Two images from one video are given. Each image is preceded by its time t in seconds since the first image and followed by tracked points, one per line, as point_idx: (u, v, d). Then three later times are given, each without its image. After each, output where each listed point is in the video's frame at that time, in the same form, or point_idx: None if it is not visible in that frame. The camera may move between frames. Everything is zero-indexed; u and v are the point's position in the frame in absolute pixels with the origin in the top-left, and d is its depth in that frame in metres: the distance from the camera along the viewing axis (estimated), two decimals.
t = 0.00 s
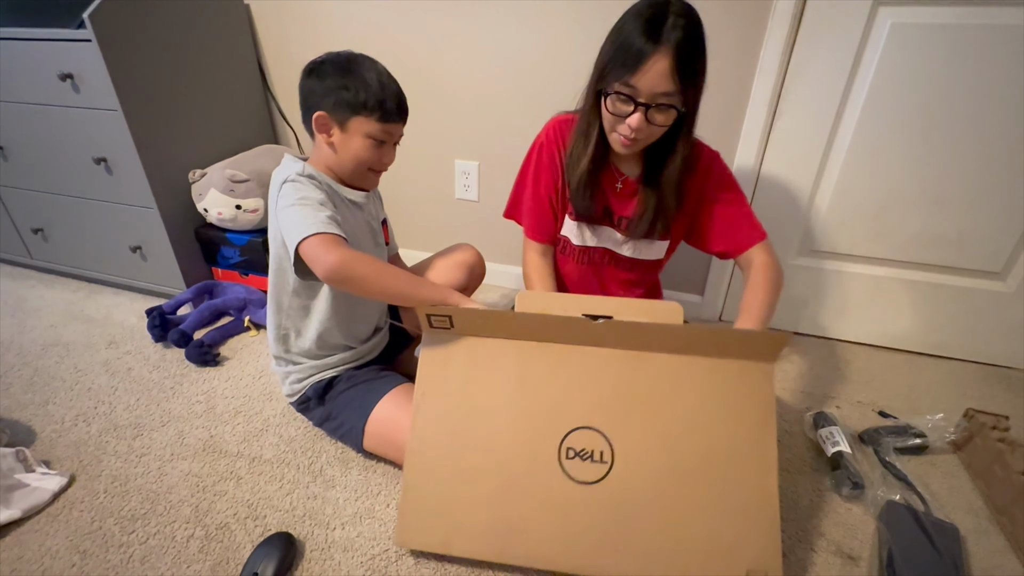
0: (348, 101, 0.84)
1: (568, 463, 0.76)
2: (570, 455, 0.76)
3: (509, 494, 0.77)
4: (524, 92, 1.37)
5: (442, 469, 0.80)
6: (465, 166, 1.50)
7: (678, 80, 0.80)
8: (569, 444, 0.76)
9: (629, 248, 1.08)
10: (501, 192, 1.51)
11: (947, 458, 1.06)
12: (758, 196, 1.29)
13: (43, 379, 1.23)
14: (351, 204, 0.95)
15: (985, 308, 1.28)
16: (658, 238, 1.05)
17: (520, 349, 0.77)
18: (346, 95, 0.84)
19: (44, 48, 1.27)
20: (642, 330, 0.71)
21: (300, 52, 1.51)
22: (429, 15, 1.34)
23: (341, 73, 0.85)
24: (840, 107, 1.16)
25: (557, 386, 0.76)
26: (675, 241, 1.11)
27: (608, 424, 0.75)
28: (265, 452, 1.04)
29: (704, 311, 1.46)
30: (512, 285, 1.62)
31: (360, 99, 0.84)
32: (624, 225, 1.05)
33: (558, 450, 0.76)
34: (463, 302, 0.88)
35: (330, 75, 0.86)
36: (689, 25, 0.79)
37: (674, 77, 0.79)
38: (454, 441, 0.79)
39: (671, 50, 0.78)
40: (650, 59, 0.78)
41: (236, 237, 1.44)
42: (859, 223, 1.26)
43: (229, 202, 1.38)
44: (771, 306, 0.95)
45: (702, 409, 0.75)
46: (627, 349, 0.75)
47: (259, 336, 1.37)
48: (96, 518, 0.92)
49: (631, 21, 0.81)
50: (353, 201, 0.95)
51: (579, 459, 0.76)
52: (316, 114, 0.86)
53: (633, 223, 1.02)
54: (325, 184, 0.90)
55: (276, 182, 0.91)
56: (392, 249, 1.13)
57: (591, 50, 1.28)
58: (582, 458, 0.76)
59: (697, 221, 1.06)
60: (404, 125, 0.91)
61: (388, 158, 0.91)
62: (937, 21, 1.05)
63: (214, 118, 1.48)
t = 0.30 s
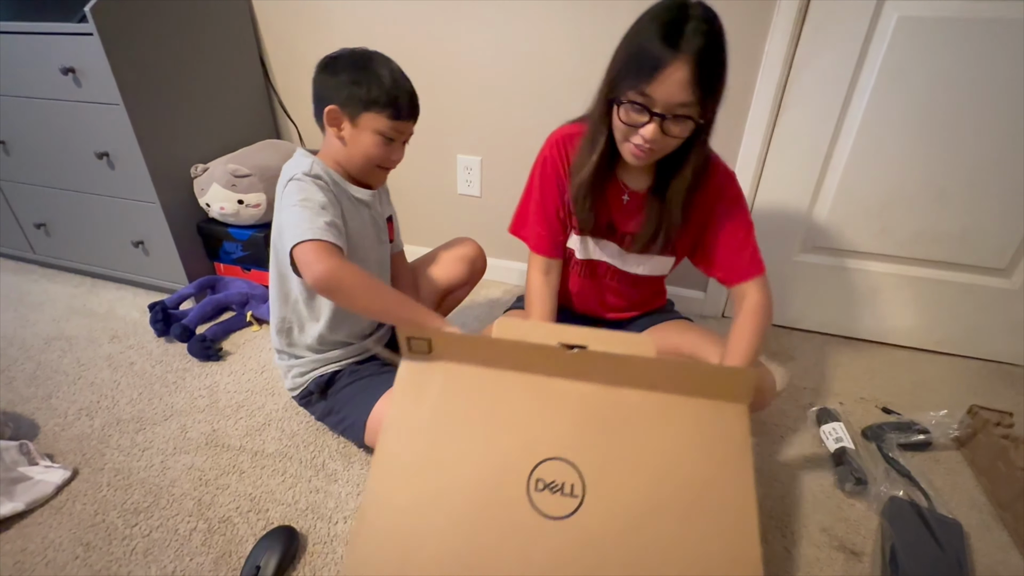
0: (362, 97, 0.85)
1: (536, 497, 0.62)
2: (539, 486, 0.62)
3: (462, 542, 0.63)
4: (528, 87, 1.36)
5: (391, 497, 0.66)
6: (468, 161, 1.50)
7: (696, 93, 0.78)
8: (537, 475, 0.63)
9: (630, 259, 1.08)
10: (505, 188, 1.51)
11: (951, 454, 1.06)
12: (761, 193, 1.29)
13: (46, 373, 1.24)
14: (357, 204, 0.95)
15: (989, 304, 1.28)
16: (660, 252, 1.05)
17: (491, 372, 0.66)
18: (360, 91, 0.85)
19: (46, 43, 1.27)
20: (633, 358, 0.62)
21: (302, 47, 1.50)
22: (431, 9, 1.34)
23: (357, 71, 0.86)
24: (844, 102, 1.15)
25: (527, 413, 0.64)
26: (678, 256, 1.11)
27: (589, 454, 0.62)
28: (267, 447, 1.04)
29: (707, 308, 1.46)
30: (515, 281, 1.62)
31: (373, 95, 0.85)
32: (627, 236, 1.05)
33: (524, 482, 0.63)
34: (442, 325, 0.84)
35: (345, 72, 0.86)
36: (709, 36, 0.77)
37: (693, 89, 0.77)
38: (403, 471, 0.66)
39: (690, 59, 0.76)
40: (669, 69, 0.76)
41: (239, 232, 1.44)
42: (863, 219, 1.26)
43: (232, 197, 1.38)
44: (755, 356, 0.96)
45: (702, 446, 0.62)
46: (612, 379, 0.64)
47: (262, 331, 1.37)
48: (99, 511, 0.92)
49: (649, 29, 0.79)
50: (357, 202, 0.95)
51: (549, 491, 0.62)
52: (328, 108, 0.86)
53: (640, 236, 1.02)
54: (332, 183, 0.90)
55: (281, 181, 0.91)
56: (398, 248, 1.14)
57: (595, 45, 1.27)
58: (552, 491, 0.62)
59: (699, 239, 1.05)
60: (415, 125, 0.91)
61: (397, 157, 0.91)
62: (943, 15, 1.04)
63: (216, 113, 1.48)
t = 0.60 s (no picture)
0: (375, 101, 0.84)
1: (526, 504, 0.64)
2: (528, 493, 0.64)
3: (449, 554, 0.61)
4: (529, 81, 1.35)
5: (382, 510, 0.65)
6: (469, 156, 1.49)
7: (723, 113, 0.74)
8: (527, 482, 0.65)
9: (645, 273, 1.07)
10: (507, 184, 1.50)
11: (953, 451, 1.05)
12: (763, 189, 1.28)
13: (48, 368, 1.24)
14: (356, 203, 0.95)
15: (993, 301, 1.27)
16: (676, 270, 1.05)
17: (478, 386, 0.71)
18: (375, 95, 0.84)
19: (47, 37, 1.26)
20: (606, 365, 0.68)
21: (302, 41, 1.50)
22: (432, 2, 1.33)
23: (372, 74, 0.85)
24: (848, 97, 1.15)
25: (513, 421, 0.68)
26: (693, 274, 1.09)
27: (569, 461, 0.66)
28: (268, 441, 1.04)
29: (709, 304, 1.46)
30: (516, 277, 1.62)
31: (386, 100, 0.84)
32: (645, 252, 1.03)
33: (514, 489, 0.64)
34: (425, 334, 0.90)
35: (361, 75, 0.86)
36: (742, 52, 0.73)
37: (721, 109, 0.74)
38: (387, 482, 0.66)
39: (720, 77, 0.72)
40: (697, 88, 0.72)
41: (240, 227, 1.44)
42: (866, 215, 1.25)
43: (232, 192, 1.37)
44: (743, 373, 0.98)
45: (666, 451, 0.67)
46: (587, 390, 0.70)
47: (263, 326, 1.37)
48: (101, 505, 0.93)
49: (678, 43, 0.75)
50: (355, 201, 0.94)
51: (538, 498, 0.64)
52: (340, 108, 0.86)
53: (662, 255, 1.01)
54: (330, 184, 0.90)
55: (281, 178, 0.89)
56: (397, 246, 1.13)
57: (597, 38, 1.26)
58: (542, 497, 0.64)
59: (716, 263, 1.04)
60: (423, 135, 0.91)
61: (401, 165, 0.91)
62: (948, 9, 1.03)
63: (217, 108, 1.48)
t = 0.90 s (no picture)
0: (379, 97, 0.84)
1: (518, 515, 0.64)
2: (521, 504, 0.64)
3: (441, 562, 0.61)
4: (531, 79, 1.35)
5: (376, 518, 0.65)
6: (470, 155, 1.49)
7: (741, 125, 0.74)
8: (519, 492, 0.65)
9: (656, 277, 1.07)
10: (508, 182, 1.50)
11: (955, 449, 1.05)
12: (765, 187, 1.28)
13: (50, 364, 1.24)
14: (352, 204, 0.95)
15: (995, 299, 1.27)
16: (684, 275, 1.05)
17: (472, 389, 0.71)
18: (378, 92, 0.84)
19: (49, 34, 1.26)
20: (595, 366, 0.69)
21: (304, 39, 1.50)
22: None
23: (376, 76, 0.85)
24: (850, 94, 1.14)
25: (507, 426, 0.68)
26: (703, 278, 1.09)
27: (563, 468, 0.66)
28: (269, 438, 1.04)
29: (710, 302, 1.46)
30: (517, 275, 1.62)
31: (390, 97, 0.84)
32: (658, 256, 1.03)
33: (507, 500, 0.64)
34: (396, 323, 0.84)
35: (365, 75, 0.85)
36: (764, 65, 0.73)
37: (738, 121, 0.74)
38: (381, 486, 0.66)
39: (738, 90, 0.72)
40: (716, 99, 0.72)
41: (242, 224, 1.44)
42: (869, 213, 1.25)
43: (234, 189, 1.38)
44: (739, 377, 0.99)
45: (660, 456, 0.67)
46: (579, 394, 0.70)
47: (264, 323, 1.37)
48: (103, 501, 0.93)
49: (701, 52, 0.74)
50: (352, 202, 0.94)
51: (530, 509, 0.64)
52: (344, 103, 0.86)
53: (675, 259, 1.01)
54: (322, 186, 0.89)
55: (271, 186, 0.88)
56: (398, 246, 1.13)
57: (599, 36, 1.26)
58: (534, 507, 0.64)
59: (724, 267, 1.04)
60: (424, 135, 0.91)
61: (402, 163, 0.91)
62: (951, 6, 1.03)
63: (219, 105, 1.48)
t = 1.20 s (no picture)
0: (379, 99, 0.84)
1: (519, 515, 0.63)
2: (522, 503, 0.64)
3: (439, 562, 0.61)
4: (531, 78, 1.35)
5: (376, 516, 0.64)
6: (470, 153, 1.49)
7: (751, 117, 0.74)
8: (519, 491, 0.64)
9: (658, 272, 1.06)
10: (508, 180, 1.50)
11: (955, 448, 1.05)
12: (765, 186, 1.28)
13: (48, 363, 1.24)
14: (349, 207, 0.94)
15: (996, 298, 1.27)
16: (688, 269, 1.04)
17: (469, 388, 0.71)
18: (378, 94, 0.84)
19: (47, 31, 1.26)
20: (594, 363, 0.69)
21: (303, 37, 1.49)
22: None
23: (378, 75, 0.85)
24: (851, 93, 1.14)
25: (507, 424, 0.68)
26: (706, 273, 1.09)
27: (563, 468, 0.65)
28: (268, 437, 1.04)
29: (709, 301, 1.46)
30: (517, 274, 1.62)
31: (390, 98, 0.84)
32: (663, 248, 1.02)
33: (507, 500, 0.64)
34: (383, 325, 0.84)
35: (367, 75, 0.85)
36: (777, 58, 0.72)
37: (749, 112, 0.73)
38: (380, 486, 0.65)
39: (750, 83, 0.72)
40: (728, 90, 0.72)
41: (241, 223, 1.44)
42: (869, 212, 1.25)
43: (233, 187, 1.37)
44: (736, 376, 0.99)
45: (659, 456, 0.67)
46: (578, 392, 0.70)
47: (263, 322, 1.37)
48: (101, 500, 0.93)
49: (713, 43, 0.73)
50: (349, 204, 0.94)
51: (531, 507, 0.64)
52: (346, 104, 0.86)
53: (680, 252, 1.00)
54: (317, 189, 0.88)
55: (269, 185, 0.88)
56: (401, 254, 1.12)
57: (599, 34, 1.25)
58: (535, 506, 0.64)
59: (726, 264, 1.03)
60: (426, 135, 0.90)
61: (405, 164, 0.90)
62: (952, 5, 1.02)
63: (218, 103, 1.47)
